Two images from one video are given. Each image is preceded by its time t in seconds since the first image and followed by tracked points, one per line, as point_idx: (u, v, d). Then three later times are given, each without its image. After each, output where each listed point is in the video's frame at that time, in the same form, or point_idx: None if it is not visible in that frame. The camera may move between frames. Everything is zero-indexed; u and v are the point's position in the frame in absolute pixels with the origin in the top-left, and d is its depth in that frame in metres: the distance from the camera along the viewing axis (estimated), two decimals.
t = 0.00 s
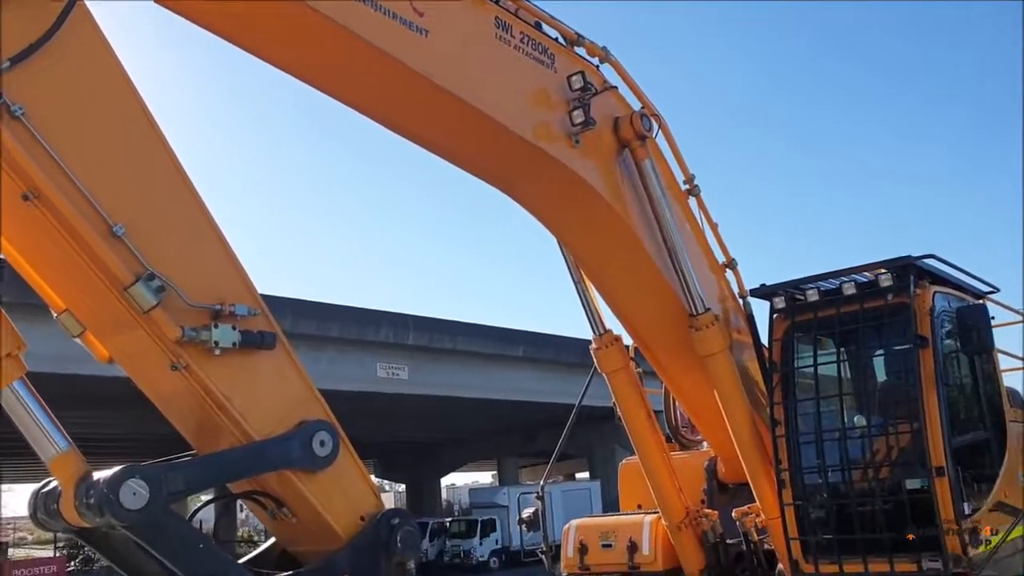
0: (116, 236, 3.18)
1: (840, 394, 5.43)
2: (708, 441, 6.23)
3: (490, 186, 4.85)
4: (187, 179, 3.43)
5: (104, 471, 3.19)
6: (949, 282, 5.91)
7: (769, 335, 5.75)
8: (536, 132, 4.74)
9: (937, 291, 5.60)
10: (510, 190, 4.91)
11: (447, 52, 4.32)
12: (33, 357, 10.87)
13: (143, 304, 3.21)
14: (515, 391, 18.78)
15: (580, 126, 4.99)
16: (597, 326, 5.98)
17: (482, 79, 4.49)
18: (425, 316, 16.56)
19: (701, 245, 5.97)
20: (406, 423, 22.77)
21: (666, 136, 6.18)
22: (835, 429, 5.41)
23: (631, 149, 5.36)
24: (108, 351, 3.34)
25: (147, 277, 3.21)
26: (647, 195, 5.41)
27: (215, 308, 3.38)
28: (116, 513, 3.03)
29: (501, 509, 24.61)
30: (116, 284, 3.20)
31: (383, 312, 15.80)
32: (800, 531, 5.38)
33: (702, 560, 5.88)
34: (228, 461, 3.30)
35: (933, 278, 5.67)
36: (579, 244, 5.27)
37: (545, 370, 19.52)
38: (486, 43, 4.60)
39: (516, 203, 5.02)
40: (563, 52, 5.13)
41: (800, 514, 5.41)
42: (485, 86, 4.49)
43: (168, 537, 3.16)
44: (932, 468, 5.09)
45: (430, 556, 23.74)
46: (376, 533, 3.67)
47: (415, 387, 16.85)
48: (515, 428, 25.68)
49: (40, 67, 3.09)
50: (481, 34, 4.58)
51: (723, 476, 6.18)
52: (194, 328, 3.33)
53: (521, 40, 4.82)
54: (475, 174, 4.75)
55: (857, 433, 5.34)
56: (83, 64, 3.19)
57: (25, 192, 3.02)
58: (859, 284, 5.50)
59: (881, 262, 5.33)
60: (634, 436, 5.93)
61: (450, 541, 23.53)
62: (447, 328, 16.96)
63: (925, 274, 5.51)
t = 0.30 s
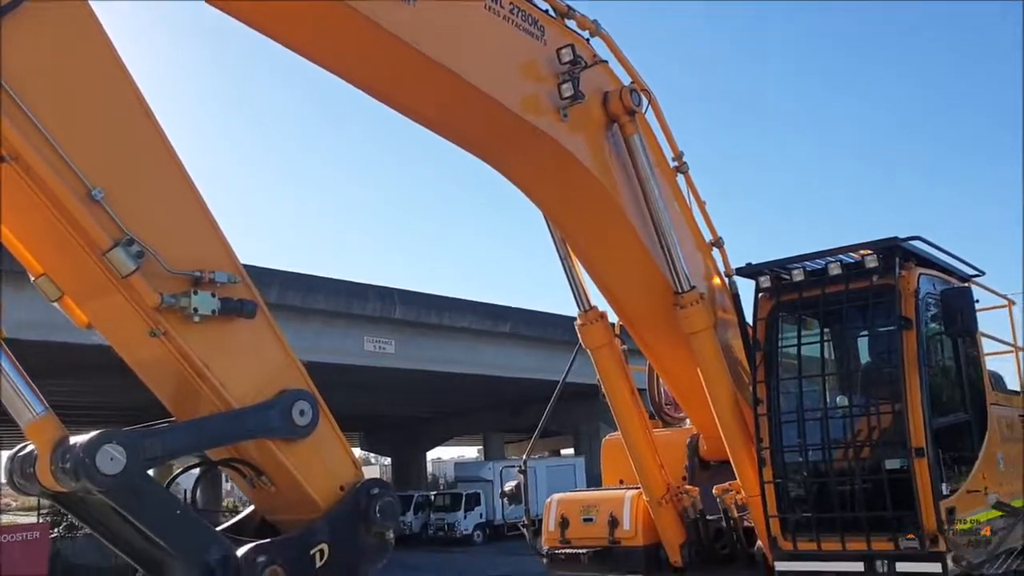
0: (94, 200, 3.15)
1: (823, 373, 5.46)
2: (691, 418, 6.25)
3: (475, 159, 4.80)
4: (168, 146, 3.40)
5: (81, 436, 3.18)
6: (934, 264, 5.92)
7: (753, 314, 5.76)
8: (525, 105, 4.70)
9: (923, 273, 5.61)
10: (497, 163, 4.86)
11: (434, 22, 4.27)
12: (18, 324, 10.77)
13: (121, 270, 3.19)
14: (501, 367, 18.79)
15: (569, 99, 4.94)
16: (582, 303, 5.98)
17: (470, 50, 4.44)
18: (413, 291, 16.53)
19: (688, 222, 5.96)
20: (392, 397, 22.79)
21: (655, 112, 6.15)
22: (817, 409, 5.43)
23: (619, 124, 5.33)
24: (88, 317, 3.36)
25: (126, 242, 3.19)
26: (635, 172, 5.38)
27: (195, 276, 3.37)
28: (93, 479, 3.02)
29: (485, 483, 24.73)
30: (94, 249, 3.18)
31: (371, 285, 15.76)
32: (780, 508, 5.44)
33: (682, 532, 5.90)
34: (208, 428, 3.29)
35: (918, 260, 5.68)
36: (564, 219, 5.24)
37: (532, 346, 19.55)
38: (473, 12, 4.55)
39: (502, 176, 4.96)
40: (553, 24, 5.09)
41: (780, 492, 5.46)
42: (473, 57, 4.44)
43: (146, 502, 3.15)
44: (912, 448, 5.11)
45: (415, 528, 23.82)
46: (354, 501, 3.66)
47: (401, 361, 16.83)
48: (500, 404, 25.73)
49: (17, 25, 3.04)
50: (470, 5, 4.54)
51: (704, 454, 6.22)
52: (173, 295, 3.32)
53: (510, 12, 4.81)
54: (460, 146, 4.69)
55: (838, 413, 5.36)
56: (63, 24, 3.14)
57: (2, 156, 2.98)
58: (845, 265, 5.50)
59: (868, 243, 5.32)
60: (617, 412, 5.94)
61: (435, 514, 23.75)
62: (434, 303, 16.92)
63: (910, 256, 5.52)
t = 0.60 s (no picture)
0: (70, 154, 3.11)
1: (806, 346, 5.47)
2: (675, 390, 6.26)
3: (458, 120, 4.71)
4: (142, 93, 3.31)
5: (56, 393, 3.16)
6: (920, 240, 5.92)
7: (738, 287, 5.75)
8: (514, 70, 4.64)
9: (909, 249, 5.63)
10: (482, 126, 4.78)
11: None
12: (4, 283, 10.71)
13: (98, 225, 3.17)
14: (489, 338, 18.83)
15: (557, 65, 4.88)
16: (569, 273, 5.96)
17: (461, 14, 4.37)
18: (403, 260, 16.50)
19: (676, 193, 5.94)
20: (379, 364, 22.83)
21: (646, 81, 6.11)
22: (799, 381, 5.45)
23: (609, 92, 5.29)
24: (63, 273, 3.34)
25: (102, 198, 3.16)
26: (624, 140, 5.35)
27: (173, 234, 3.33)
28: (67, 435, 3.01)
29: (471, 452, 24.86)
30: (70, 204, 3.15)
31: (360, 252, 15.73)
32: (759, 479, 5.47)
33: (662, 501, 5.93)
34: (186, 385, 3.27)
35: (904, 236, 5.68)
36: (551, 186, 5.20)
37: (521, 318, 19.59)
38: None
39: (490, 140, 4.88)
40: None
41: (760, 463, 5.47)
42: (463, 21, 4.38)
43: (124, 460, 3.14)
44: (891, 423, 5.15)
45: (401, 494, 24.03)
46: (334, 464, 3.64)
47: (389, 329, 16.82)
48: (487, 373, 25.80)
49: None
50: None
51: (687, 425, 6.24)
52: (150, 253, 3.29)
53: None
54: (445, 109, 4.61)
55: (821, 386, 5.38)
56: None
57: None
58: (831, 239, 5.49)
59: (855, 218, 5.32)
60: (601, 382, 5.95)
61: (422, 481, 23.94)
62: (423, 271, 16.89)
63: (896, 232, 5.53)
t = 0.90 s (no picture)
0: (46, 108, 3.03)
1: (791, 318, 5.46)
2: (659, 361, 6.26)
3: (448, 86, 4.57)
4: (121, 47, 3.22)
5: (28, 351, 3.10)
6: (908, 215, 5.91)
7: (725, 259, 5.72)
8: (505, 37, 4.51)
9: (896, 224, 5.61)
10: (470, 92, 4.66)
11: None
12: None
13: (74, 180, 3.11)
14: (478, 308, 18.84)
15: (548, 30, 4.78)
16: (556, 241, 5.94)
17: None
18: (393, 228, 16.45)
19: (666, 163, 5.90)
20: (368, 333, 22.80)
21: (638, 49, 6.05)
22: (783, 353, 5.45)
23: (600, 59, 5.22)
24: (40, 230, 3.28)
25: (80, 153, 3.10)
26: (615, 109, 5.29)
27: (152, 192, 3.29)
28: (39, 393, 2.98)
29: (458, 422, 24.93)
30: (46, 158, 3.08)
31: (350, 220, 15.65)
32: (741, 450, 5.48)
33: (645, 471, 5.94)
34: (164, 344, 3.24)
35: (892, 210, 5.66)
36: (540, 154, 5.12)
37: (511, 289, 19.60)
38: None
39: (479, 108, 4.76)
40: None
41: (743, 433, 5.49)
42: None
43: (97, 419, 3.10)
44: (874, 396, 5.15)
45: (387, 461, 24.11)
46: (313, 427, 3.63)
47: (378, 299, 16.79)
48: (476, 344, 25.82)
49: None
50: None
51: (671, 396, 6.25)
52: (128, 210, 3.24)
53: None
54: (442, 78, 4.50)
55: (805, 358, 5.38)
56: None
57: None
58: (819, 213, 5.47)
59: (844, 191, 5.29)
60: (586, 353, 5.93)
61: (409, 449, 24.02)
62: (413, 241, 16.84)
63: (884, 206, 5.51)
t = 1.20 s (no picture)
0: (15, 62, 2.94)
1: (775, 292, 5.42)
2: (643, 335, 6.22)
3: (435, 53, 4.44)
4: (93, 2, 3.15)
5: None
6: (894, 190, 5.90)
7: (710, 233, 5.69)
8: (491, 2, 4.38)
9: (882, 199, 5.60)
10: (457, 59, 4.53)
11: None
12: None
13: (43, 137, 3.02)
14: (464, 282, 18.79)
15: None
16: (541, 212, 5.87)
17: None
18: (379, 201, 16.33)
19: (652, 136, 5.84)
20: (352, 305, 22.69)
21: (626, 19, 5.97)
22: (767, 328, 5.41)
23: (587, 27, 5.11)
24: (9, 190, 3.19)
25: (48, 109, 3.01)
26: (602, 77, 5.18)
27: (125, 151, 3.21)
28: (7, 355, 2.89)
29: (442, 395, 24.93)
30: (14, 114, 2.99)
31: (336, 192, 15.51)
32: (723, 423, 5.46)
33: (626, 443, 5.94)
34: (137, 307, 3.18)
35: (878, 185, 5.65)
36: (527, 124, 5.02)
37: (498, 263, 19.54)
38: None
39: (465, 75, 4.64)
40: None
41: (725, 407, 5.48)
42: None
43: (68, 384, 3.05)
44: (856, 370, 5.14)
45: (371, 435, 24.21)
46: (290, 394, 3.58)
47: (363, 271, 16.69)
48: (461, 318, 25.78)
49: None
50: None
51: (654, 369, 6.20)
52: (100, 169, 3.16)
53: None
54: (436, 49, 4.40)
55: (788, 334, 5.35)
56: None
57: None
58: (805, 187, 5.43)
59: (830, 165, 5.26)
60: (569, 325, 5.88)
61: (392, 422, 24.03)
62: (398, 213, 16.74)
63: (870, 180, 5.49)
